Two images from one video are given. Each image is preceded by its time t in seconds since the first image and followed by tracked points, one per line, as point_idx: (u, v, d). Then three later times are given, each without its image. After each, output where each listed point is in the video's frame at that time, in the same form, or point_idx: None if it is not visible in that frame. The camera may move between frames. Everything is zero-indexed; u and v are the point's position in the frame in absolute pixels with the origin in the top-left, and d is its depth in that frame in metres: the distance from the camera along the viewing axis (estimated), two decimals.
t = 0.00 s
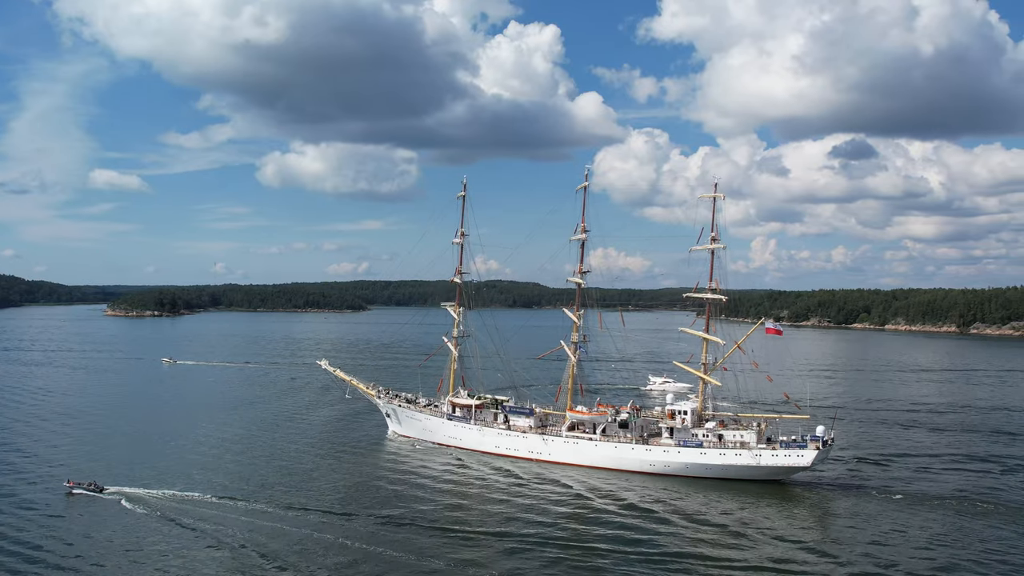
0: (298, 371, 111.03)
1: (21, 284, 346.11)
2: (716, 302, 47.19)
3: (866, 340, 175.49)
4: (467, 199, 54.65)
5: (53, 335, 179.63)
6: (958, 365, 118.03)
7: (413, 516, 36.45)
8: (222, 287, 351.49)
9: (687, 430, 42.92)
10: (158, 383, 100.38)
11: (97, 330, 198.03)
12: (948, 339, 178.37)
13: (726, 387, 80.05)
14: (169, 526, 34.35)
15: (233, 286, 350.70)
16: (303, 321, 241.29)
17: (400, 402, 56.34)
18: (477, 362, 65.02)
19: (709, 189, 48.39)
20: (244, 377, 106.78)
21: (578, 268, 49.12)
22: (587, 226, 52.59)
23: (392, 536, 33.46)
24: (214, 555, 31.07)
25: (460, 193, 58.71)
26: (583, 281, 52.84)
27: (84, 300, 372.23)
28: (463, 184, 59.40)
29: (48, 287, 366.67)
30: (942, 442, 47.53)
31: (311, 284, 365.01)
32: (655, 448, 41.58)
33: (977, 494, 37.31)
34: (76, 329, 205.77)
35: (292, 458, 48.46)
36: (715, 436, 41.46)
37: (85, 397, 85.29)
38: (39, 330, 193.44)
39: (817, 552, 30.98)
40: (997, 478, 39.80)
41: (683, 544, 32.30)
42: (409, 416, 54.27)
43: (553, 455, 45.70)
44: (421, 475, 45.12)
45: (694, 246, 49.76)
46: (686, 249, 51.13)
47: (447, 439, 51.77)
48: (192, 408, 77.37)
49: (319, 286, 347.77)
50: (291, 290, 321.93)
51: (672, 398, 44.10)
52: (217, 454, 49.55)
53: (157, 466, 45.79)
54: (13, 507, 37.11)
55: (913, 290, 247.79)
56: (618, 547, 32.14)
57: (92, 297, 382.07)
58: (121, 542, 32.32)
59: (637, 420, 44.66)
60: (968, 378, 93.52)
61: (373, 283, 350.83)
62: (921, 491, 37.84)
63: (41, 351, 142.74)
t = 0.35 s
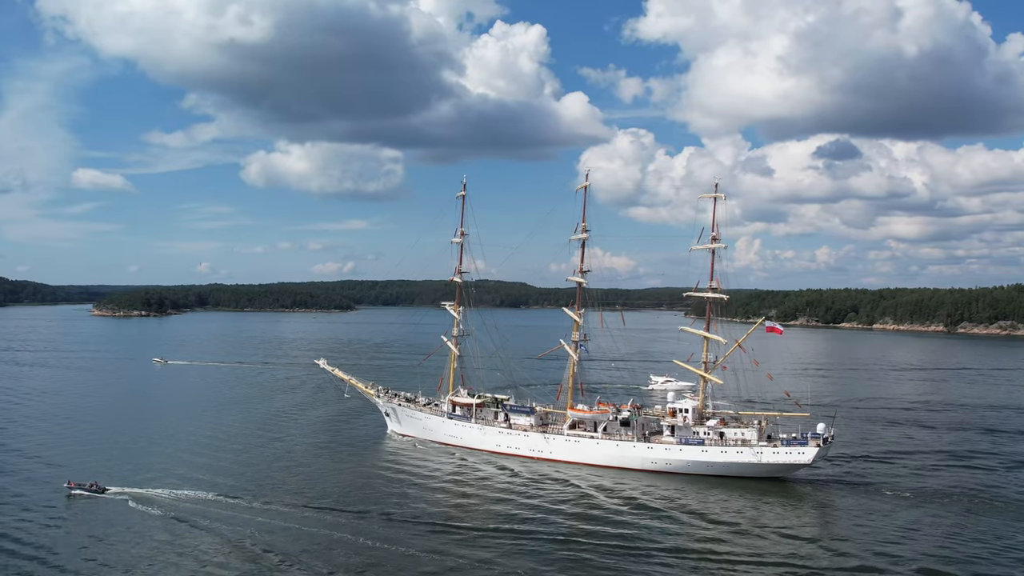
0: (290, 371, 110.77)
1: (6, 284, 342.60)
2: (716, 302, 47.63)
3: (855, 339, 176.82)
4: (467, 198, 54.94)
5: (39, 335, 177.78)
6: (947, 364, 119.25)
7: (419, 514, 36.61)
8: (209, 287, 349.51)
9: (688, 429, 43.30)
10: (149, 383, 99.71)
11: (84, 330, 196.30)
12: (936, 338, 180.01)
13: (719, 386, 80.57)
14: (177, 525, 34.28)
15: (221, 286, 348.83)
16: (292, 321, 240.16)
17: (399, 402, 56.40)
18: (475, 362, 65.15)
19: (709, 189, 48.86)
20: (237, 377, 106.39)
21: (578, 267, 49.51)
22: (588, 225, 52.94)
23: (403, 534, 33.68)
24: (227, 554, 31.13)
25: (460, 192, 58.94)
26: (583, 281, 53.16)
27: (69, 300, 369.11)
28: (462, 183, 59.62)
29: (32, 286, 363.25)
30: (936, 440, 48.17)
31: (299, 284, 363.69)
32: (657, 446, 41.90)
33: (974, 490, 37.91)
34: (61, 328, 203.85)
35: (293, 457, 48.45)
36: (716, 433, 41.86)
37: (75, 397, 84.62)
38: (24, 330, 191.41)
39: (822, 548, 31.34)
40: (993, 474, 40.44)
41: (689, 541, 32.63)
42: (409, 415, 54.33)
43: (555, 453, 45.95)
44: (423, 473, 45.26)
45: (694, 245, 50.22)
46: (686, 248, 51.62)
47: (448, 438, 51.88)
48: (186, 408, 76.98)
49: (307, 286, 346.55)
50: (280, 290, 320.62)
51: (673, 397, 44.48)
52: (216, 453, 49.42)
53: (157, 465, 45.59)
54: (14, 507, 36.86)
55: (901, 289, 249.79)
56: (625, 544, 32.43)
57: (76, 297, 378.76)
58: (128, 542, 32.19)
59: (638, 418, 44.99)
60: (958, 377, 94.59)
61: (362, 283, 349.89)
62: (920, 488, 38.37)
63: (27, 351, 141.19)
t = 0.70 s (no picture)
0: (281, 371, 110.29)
1: None
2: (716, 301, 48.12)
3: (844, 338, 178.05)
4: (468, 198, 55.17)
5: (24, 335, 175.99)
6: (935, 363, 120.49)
7: (426, 512, 36.79)
8: (196, 287, 347.64)
9: (689, 427, 43.69)
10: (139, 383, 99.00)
11: (70, 330, 194.55)
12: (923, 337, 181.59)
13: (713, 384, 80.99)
14: (185, 525, 34.20)
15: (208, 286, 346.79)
16: (280, 321, 238.97)
17: (399, 401, 56.45)
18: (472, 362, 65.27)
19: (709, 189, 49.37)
20: (228, 377, 105.94)
21: (579, 266, 49.90)
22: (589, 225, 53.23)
23: (413, 532, 33.87)
24: (240, 553, 31.14)
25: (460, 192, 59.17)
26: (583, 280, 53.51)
27: (53, 300, 365.84)
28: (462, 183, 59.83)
29: (15, 286, 359.69)
30: (931, 437, 48.78)
31: (287, 284, 362.13)
32: (659, 444, 42.26)
33: (971, 485, 38.51)
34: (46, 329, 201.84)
35: (293, 456, 48.45)
36: (717, 431, 42.29)
37: (66, 397, 83.90)
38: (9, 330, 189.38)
39: (828, 544, 31.67)
40: (988, 470, 41.07)
41: (695, 537, 32.99)
42: (409, 415, 54.39)
43: (556, 452, 46.22)
44: (425, 472, 45.37)
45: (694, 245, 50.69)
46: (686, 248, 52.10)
47: (448, 436, 52.00)
48: (180, 408, 76.57)
49: (294, 286, 345.03)
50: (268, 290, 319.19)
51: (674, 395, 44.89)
52: (216, 452, 49.28)
53: (157, 465, 45.38)
54: (15, 508, 36.53)
55: (888, 289, 251.80)
56: (632, 540, 32.73)
57: (61, 297, 375.56)
58: (136, 543, 32.00)
59: (639, 417, 45.35)
60: (947, 375, 95.67)
61: (349, 283, 348.69)
62: (918, 483, 38.91)
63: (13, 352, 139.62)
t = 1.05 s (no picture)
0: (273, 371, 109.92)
1: None
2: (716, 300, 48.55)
3: (833, 337, 179.03)
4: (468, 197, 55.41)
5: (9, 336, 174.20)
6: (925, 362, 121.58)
7: (434, 510, 36.87)
8: (183, 286, 345.66)
9: (690, 426, 44.06)
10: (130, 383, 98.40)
11: (56, 330, 192.86)
12: (911, 337, 183.09)
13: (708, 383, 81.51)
14: (194, 525, 33.91)
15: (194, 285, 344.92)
16: (269, 321, 237.88)
17: (398, 400, 56.51)
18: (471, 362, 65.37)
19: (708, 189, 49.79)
20: (219, 377, 105.49)
21: (579, 267, 50.24)
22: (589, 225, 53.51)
23: (425, 530, 33.94)
24: (253, 551, 31.01)
25: (460, 191, 59.47)
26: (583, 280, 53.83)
27: (37, 300, 362.55)
28: (461, 182, 60.05)
29: None
30: (927, 435, 49.33)
31: (274, 284, 360.74)
32: (660, 442, 42.62)
33: (968, 482, 39.07)
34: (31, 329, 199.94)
35: (293, 456, 48.33)
36: (718, 429, 42.71)
37: (56, 397, 83.23)
38: None
39: (833, 541, 31.97)
40: (984, 467, 41.67)
41: (702, 534, 33.29)
42: (409, 414, 54.47)
43: (557, 450, 46.48)
44: (427, 471, 45.46)
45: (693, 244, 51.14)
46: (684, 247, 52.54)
47: (448, 435, 52.14)
48: (174, 408, 76.24)
49: (282, 287, 343.83)
50: (256, 290, 317.83)
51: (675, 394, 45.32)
52: (216, 451, 49.10)
53: (158, 463, 45.05)
54: (14, 508, 36.00)
55: (876, 289, 253.75)
56: (639, 537, 32.97)
57: (45, 297, 372.52)
58: (144, 542, 31.73)
59: (640, 416, 45.72)
60: (937, 375, 96.69)
61: (336, 284, 348.37)
62: (916, 480, 39.46)
63: None
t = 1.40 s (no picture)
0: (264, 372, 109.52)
1: None
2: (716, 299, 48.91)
3: (822, 337, 180.12)
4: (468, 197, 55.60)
5: None
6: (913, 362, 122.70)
7: (441, 509, 37.04)
8: (168, 286, 343.35)
9: (690, 424, 44.47)
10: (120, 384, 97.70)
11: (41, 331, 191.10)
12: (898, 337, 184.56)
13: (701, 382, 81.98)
14: (201, 526, 33.90)
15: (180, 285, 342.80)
16: (256, 321, 236.79)
17: (397, 400, 56.57)
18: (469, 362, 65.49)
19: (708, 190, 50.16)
20: (211, 378, 105.00)
21: (579, 267, 50.53)
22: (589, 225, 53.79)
23: (433, 530, 34.09)
24: (264, 552, 31.09)
25: (460, 191, 59.68)
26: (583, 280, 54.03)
27: (19, 300, 359.17)
28: (461, 182, 60.26)
29: None
30: (921, 433, 49.99)
31: (261, 284, 359.03)
32: (661, 441, 42.95)
33: (964, 479, 39.71)
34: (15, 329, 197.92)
35: (294, 455, 48.33)
36: (718, 428, 43.14)
37: (46, 398, 82.54)
38: None
39: (838, 538, 32.29)
40: (979, 464, 42.34)
41: (707, 531, 33.66)
42: (408, 414, 54.54)
43: (558, 449, 46.72)
44: (429, 470, 45.58)
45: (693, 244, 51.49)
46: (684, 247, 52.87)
47: (448, 435, 52.23)
48: (167, 408, 75.85)
49: (268, 287, 342.34)
50: (243, 290, 316.18)
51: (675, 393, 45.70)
52: (216, 451, 48.99)
53: (159, 464, 44.86)
54: (14, 512, 35.69)
55: (863, 289, 255.71)
56: (645, 535, 33.28)
57: (28, 297, 368.90)
58: (153, 544, 31.64)
59: (641, 415, 46.06)
60: (926, 374, 97.67)
61: (322, 284, 347.76)
62: (914, 477, 40.05)
63: None
